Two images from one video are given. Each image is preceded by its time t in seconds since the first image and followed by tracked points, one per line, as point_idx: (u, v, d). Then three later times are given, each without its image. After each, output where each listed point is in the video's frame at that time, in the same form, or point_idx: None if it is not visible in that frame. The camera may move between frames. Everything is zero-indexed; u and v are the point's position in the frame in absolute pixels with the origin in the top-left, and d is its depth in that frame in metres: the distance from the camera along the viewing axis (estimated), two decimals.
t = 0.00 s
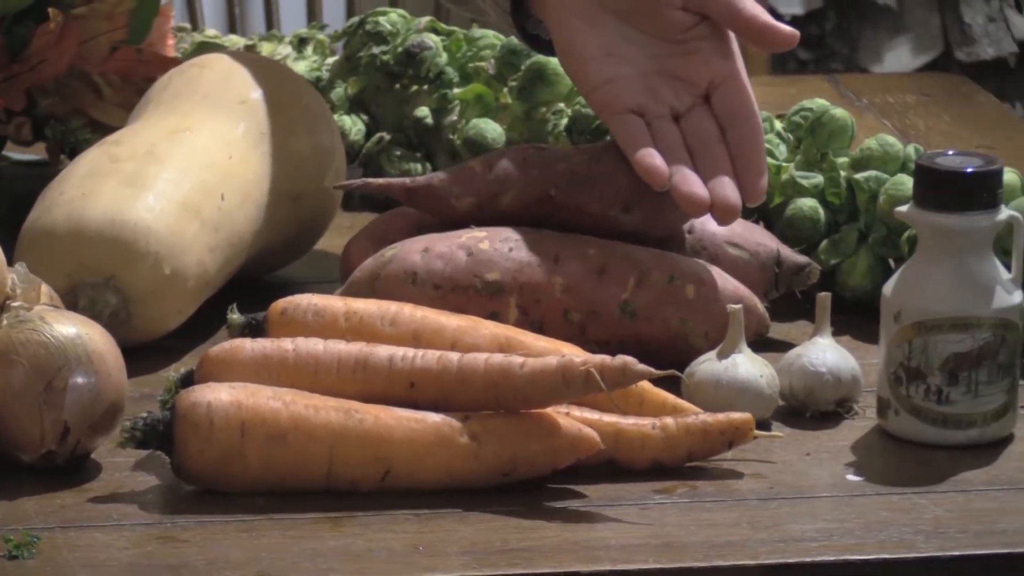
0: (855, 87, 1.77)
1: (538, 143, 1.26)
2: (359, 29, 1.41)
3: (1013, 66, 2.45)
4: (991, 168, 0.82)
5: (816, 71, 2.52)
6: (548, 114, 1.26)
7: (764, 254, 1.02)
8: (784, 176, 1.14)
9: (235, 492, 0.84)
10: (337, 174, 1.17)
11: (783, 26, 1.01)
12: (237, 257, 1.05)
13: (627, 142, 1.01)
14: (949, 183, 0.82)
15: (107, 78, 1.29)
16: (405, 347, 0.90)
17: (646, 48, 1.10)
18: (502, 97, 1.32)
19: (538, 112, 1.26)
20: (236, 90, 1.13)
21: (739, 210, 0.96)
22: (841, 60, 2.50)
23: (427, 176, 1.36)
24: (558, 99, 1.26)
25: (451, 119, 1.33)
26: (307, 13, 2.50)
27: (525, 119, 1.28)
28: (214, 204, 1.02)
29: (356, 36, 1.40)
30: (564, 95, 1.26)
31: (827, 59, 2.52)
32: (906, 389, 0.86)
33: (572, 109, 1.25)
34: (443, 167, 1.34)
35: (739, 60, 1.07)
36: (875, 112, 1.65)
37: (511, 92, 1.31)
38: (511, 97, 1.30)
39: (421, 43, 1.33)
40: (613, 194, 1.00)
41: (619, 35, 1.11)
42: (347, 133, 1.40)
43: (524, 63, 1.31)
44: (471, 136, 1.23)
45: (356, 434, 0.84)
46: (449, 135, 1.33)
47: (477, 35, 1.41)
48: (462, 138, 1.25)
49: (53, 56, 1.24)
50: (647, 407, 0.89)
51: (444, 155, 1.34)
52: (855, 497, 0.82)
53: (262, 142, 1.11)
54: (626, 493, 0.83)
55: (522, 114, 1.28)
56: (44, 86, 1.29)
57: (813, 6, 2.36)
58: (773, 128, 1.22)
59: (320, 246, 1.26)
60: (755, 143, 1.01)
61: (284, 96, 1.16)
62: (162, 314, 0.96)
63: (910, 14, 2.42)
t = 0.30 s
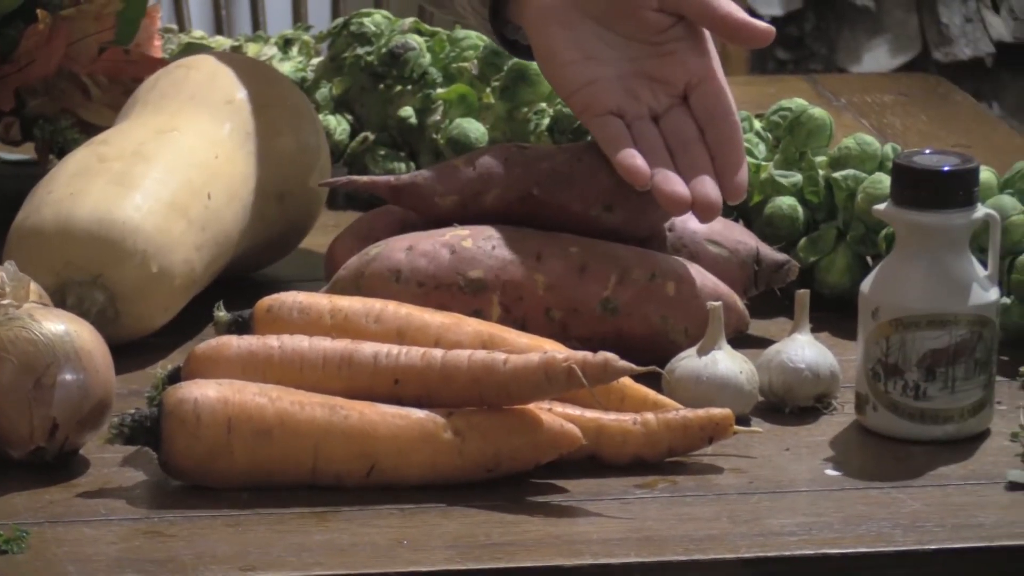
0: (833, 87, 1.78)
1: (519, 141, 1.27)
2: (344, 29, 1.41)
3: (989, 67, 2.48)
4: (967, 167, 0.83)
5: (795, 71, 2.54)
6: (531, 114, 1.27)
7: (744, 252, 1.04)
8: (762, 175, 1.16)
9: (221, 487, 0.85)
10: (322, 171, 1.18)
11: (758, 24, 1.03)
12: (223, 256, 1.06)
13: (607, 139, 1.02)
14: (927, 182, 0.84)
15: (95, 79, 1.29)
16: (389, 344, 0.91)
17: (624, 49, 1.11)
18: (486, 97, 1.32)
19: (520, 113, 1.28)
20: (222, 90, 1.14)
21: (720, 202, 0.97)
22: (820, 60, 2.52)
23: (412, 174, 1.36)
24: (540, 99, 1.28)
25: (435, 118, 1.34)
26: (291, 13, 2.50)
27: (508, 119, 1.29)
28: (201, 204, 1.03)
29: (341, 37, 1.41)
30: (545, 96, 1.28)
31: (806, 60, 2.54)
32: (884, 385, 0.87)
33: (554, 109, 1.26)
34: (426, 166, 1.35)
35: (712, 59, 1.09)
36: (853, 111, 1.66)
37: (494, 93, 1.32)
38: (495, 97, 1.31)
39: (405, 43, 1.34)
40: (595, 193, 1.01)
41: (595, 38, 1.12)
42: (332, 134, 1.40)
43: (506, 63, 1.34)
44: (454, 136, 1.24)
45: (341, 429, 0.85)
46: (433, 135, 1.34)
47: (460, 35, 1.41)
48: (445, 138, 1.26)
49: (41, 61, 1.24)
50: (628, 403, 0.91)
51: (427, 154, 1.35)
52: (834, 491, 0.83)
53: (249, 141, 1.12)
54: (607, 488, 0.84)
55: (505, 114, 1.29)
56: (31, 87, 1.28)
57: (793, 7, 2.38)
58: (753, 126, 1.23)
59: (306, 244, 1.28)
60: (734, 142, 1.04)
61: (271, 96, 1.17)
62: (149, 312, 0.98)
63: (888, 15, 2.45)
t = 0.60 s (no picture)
0: (816, 87, 1.79)
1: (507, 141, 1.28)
2: (332, 30, 1.41)
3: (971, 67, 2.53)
4: (949, 165, 0.84)
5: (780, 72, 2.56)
6: (517, 114, 1.28)
7: (728, 251, 1.05)
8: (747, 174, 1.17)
9: (211, 484, 0.86)
10: (309, 171, 1.19)
11: None
12: (213, 255, 1.07)
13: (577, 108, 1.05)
14: (910, 179, 0.84)
15: (86, 80, 1.30)
16: (377, 342, 0.92)
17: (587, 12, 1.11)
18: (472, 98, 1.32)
19: (506, 112, 1.28)
20: (211, 90, 1.15)
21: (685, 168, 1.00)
22: (803, 60, 2.53)
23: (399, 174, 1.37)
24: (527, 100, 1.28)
25: (422, 118, 1.35)
26: (278, 13, 2.51)
27: (495, 119, 1.29)
28: (191, 204, 1.04)
29: (329, 38, 1.41)
30: (532, 96, 1.28)
31: (789, 60, 2.55)
32: (867, 382, 0.88)
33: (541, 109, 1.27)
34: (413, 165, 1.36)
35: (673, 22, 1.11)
36: (836, 111, 1.67)
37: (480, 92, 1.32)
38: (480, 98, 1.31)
39: (393, 44, 1.35)
40: (580, 193, 1.02)
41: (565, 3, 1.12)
42: (320, 134, 1.41)
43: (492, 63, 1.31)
44: (441, 136, 1.25)
45: (329, 426, 0.86)
46: (419, 135, 1.35)
47: (447, 35, 1.41)
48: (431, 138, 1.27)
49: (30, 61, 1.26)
50: (613, 400, 0.92)
51: (414, 154, 1.36)
52: (817, 487, 0.84)
53: (237, 141, 1.13)
54: (593, 484, 0.85)
55: (491, 114, 1.29)
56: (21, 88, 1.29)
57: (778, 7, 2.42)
58: (738, 126, 1.24)
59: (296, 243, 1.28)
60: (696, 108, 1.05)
61: (259, 96, 1.18)
62: (139, 311, 0.99)
63: (871, 16, 2.49)
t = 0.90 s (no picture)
0: (805, 87, 1.80)
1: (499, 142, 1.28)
2: (325, 31, 1.41)
3: (959, 68, 2.56)
4: (938, 165, 0.85)
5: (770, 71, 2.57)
6: (509, 113, 1.29)
7: (718, 250, 1.06)
8: (737, 173, 1.18)
9: (205, 482, 0.86)
10: (303, 171, 1.20)
11: None
12: (207, 255, 1.08)
13: None
14: (899, 179, 0.85)
15: (81, 81, 1.30)
16: (370, 341, 0.93)
17: None
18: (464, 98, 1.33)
19: (498, 113, 1.30)
20: (206, 90, 1.16)
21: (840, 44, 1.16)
22: (792, 61, 2.54)
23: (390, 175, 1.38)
24: (515, 100, 1.29)
25: (414, 119, 1.36)
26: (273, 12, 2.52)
27: (487, 118, 1.31)
28: (185, 203, 1.04)
29: (323, 39, 1.41)
30: (520, 96, 1.29)
31: (778, 62, 2.56)
32: (856, 380, 0.89)
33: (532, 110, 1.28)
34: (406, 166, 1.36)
35: None
36: (825, 111, 1.68)
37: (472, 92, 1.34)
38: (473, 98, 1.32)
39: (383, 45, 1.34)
40: (571, 192, 1.02)
41: None
42: (313, 134, 1.40)
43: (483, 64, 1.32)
44: (433, 136, 1.26)
45: (322, 423, 0.86)
46: (411, 135, 1.36)
47: (439, 35, 1.40)
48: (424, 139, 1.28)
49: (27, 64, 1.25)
50: (604, 398, 0.93)
51: (406, 154, 1.37)
52: (806, 484, 0.85)
53: (231, 142, 1.13)
54: (585, 481, 0.86)
55: (483, 114, 1.30)
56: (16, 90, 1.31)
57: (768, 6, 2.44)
58: (727, 127, 1.25)
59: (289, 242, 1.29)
60: None
61: (255, 96, 1.18)
62: (134, 310, 0.99)
63: (859, 17, 2.52)
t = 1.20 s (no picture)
0: (792, 87, 1.80)
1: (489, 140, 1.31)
2: (316, 31, 1.42)
3: (945, 68, 2.57)
4: (924, 164, 0.85)
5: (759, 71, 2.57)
6: (499, 113, 1.31)
7: (706, 250, 1.06)
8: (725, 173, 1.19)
9: (197, 479, 0.87)
10: (295, 170, 1.21)
11: None
12: (198, 253, 1.09)
13: (796, 53, 1.16)
14: (887, 178, 0.86)
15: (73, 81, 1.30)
16: (361, 339, 0.93)
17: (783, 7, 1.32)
18: (451, 97, 1.34)
19: (487, 113, 1.31)
20: (197, 90, 1.16)
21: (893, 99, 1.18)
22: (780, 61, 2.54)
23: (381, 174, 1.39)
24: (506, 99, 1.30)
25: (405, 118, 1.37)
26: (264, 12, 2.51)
27: (476, 118, 1.32)
28: (177, 202, 1.05)
29: (313, 40, 1.42)
30: (511, 96, 1.30)
31: (767, 62, 2.55)
32: (844, 377, 0.89)
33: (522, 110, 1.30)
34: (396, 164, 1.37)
35: None
36: (812, 111, 1.68)
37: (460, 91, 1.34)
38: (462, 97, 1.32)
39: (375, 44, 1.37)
40: (560, 190, 1.04)
41: None
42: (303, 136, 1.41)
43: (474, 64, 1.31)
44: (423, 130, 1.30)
45: (313, 421, 0.87)
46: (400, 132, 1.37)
47: (430, 36, 1.41)
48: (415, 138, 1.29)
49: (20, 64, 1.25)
50: (594, 395, 0.93)
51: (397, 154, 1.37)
52: (795, 481, 0.85)
53: (223, 142, 1.14)
54: (574, 478, 0.86)
55: (472, 114, 1.32)
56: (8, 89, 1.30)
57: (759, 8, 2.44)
58: (716, 127, 1.25)
59: (281, 241, 1.30)
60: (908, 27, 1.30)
61: (246, 96, 1.19)
62: (127, 308, 1.00)
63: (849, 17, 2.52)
